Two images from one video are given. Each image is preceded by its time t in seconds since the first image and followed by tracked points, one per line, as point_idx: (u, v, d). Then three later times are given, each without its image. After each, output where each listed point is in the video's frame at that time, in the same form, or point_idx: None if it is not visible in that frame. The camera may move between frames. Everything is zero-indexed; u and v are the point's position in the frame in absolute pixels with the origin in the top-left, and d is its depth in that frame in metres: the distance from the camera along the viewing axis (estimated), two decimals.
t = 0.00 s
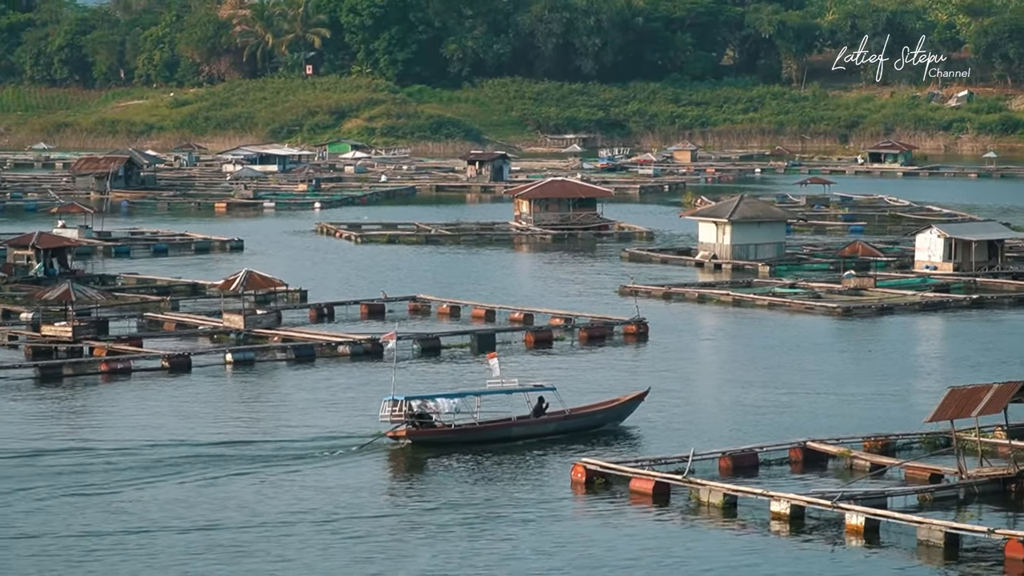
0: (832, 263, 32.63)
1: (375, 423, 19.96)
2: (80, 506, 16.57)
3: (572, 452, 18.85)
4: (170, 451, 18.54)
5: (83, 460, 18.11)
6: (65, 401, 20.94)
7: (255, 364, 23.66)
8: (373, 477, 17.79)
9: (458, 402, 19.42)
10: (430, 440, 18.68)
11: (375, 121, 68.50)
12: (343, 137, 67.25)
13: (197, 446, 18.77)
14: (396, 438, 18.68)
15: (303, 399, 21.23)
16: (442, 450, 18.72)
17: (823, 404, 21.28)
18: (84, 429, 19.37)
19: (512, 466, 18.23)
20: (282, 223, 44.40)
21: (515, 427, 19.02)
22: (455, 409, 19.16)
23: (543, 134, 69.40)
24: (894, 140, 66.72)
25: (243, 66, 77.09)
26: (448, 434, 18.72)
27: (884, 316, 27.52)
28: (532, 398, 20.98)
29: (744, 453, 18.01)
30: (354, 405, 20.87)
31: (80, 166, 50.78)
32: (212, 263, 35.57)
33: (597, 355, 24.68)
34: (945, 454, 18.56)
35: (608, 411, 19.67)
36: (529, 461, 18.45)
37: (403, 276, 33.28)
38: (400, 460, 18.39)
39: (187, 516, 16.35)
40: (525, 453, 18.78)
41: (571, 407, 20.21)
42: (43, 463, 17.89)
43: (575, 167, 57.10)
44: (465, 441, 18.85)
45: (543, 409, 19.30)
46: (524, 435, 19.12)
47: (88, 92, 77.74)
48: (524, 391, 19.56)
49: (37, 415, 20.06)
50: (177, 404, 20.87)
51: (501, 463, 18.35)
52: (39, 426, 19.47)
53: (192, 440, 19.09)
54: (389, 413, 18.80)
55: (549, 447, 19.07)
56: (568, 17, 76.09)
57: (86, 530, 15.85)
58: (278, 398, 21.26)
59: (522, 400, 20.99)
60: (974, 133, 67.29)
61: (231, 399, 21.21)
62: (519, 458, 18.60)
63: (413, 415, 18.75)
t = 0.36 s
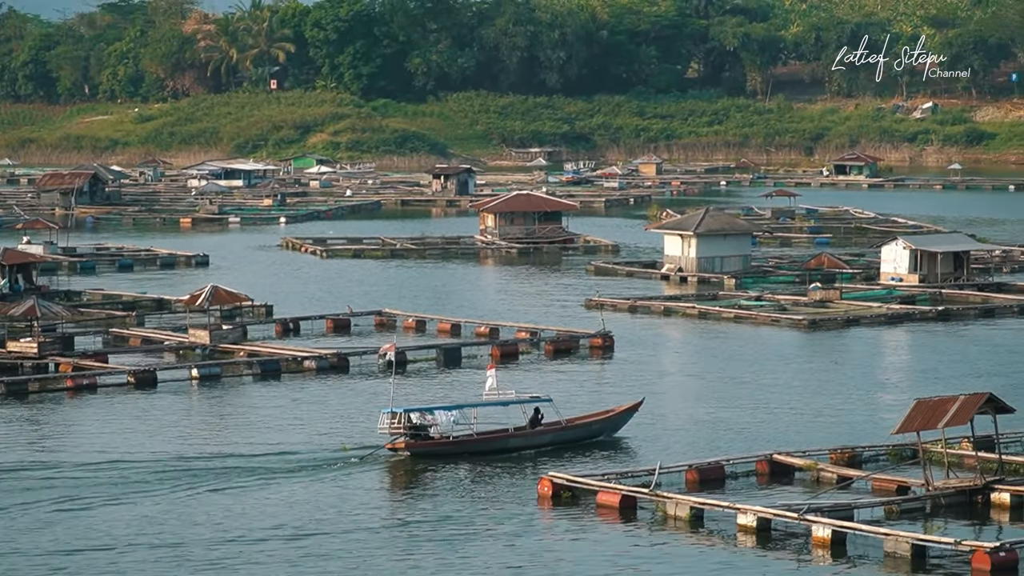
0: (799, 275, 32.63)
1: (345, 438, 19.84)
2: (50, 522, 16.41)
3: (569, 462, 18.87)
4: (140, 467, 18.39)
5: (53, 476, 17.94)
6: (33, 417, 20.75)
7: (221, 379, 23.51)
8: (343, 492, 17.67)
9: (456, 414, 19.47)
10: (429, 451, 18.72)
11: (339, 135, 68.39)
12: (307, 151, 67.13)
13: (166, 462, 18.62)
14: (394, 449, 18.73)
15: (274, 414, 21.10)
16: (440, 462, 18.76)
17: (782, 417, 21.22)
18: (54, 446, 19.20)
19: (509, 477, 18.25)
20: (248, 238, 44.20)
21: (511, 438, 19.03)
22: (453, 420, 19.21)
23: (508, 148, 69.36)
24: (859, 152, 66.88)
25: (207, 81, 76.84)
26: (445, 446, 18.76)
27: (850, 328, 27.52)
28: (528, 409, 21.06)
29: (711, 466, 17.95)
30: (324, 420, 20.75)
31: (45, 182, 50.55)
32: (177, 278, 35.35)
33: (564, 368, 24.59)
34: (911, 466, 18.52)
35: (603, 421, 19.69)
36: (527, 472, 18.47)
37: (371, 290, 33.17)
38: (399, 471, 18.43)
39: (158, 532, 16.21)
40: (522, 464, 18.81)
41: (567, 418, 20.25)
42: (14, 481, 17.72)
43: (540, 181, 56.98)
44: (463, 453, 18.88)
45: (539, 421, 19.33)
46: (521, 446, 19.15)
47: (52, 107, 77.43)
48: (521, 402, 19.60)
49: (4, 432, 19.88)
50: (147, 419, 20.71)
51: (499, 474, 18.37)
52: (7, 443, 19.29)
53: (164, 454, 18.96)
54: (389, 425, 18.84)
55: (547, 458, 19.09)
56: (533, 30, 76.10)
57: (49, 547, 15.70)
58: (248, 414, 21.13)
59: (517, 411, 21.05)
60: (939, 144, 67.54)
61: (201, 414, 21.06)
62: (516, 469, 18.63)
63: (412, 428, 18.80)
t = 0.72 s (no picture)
0: (771, 291, 32.63)
1: (319, 454, 19.73)
2: (21, 540, 16.25)
3: (570, 475, 18.91)
4: (113, 484, 18.25)
5: (24, 494, 17.79)
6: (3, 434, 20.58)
7: (193, 396, 23.36)
8: (315, 509, 17.56)
9: (458, 428, 19.51)
10: (433, 465, 18.76)
11: (310, 151, 68.25)
12: (279, 168, 66.97)
13: (138, 479, 18.48)
14: (397, 463, 18.79)
15: (247, 431, 20.98)
16: (443, 475, 18.80)
17: (743, 434, 21.08)
18: (24, 463, 19.03)
19: (510, 491, 18.28)
20: (220, 254, 44.01)
21: (513, 452, 19.09)
22: (455, 434, 19.27)
23: (479, 164, 69.33)
24: (831, 168, 67.03)
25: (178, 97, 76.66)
26: (448, 459, 18.80)
27: (822, 344, 27.49)
28: (525, 423, 21.12)
29: (683, 482, 17.89)
30: (297, 436, 20.62)
31: (16, 199, 50.31)
32: (148, 294, 35.16)
33: (536, 384, 24.51)
34: (884, 482, 18.48)
35: (604, 435, 19.73)
36: (528, 485, 18.51)
37: (343, 307, 33.04)
38: (402, 484, 18.47)
39: (131, 549, 16.07)
40: (525, 477, 18.85)
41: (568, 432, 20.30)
42: None
43: (512, 197, 56.95)
44: (466, 467, 18.93)
45: (541, 434, 19.38)
46: (523, 460, 19.20)
47: (23, 124, 77.23)
48: (522, 416, 19.65)
49: None
50: (119, 436, 20.57)
51: (501, 488, 18.43)
52: None
53: (133, 470, 18.85)
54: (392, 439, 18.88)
55: (549, 472, 19.14)
56: (504, 46, 76.15)
57: (15, 564, 15.56)
58: (220, 430, 21.00)
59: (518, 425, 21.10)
60: (911, 160, 67.70)
61: (174, 431, 20.91)
62: (519, 482, 18.68)
63: (416, 441, 18.84)
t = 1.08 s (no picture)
0: (748, 307, 32.65)
1: (297, 469, 19.67)
2: None
3: (577, 488, 18.97)
4: (90, 499, 18.16)
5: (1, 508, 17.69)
6: None
7: (169, 411, 23.25)
8: (290, 524, 17.49)
9: (465, 441, 19.60)
10: (440, 477, 18.84)
11: (287, 167, 68.14)
12: (256, 183, 66.83)
13: (115, 493, 18.40)
14: (404, 475, 18.90)
15: (225, 445, 20.90)
16: (451, 488, 18.87)
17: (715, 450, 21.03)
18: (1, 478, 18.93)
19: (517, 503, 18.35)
20: (197, 270, 43.86)
21: (519, 465, 19.17)
22: (462, 447, 19.38)
23: (457, 180, 69.27)
24: (809, 185, 67.10)
25: (156, 112, 76.44)
26: (455, 472, 18.88)
27: (799, 362, 27.48)
28: (529, 437, 21.21)
29: (660, 499, 17.84)
30: (275, 452, 20.55)
31: None
32: (124, 309, 35.04)
33: (512, 400, 24.45)
34: (860, 499, 18.44)
35: (607, 448, 19.81)
36: (536, 497, 18.58)
37: (321, 322, 32.95)
38: (409, 497, 18.54)
39: (108, 564, 16.00)
40: (532, 489, 18.93)
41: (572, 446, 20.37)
42: None
43: (489, 213, 56.91)
44: (473, 479, 19.01)
45: (546, 447, 19.45)
46: (530, 473, 19.26)
47: None
48: (527, 430, 19.74)
49: None
50: (96, 450, 20.49)
51: (509, 499, 18.50)
52: None
53: (109, 485, 18.77)
54: (398, 453, 19.06)
55: (555, 484, 19.21)
56: (482, 62, 76.22)
57: None
58: (198, 445, 20.92)
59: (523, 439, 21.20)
60: (889, 178, 67.87)
61: (151, 446, 20.82)
62: (526, 494, 18.75)
63: (422, 455, 18.99)
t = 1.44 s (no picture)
0: (722, 320, 32.68)
1: (273, 481, 19.60)
2: None
3: (578, 498, 19.09)
4: (64, 511, 18.06)
5: None
6: None
7: (144, 423, 23.13)
8: (265, 537, 17.41)
9: (471, 451, 19.71)
10: (445, 487, 18.98)
11: (262, 180, 68.03)
12: (231, 195, 66.64)
13: (91, 505, 18.31)
14: (410, 485, 19.06)
15: (201, 457, 20.81)
16: (455, 497, 18.99)
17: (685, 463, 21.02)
18: None
19: (519, 512, 18.46)
20: (172, 282, 43.70)
21: (522, 475, 19.29)
22: (467, 456, 19.50)
23: (432, 193, 69.21)
24: (784, 198, 67.29)
25: (131, 125, 76.23)
26: (459, 481, 19.00)
27: (772, 374, 27.54)
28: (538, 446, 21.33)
29: (635, 511, 17.81)
30: (251, 464, 20.47)
31: None
32: (98, 322, 34.88)
33: (488, 413, 24.40)
34: (834, 512, 18.45)
35: (610, 458, 19.93)
36: (537, 506, 18.69)
37: (296, 334, 32.87)
38: (414, 506, 18.66)
39: None
40: (534, 498, 19.05)
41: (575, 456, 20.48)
42: None
43: (464, 226, 56.91)
44: (477, 489, 19.15)
45: (548, 457, 19.57)
46: (533, 482, 19.37)
47: None
48: (530, 440, 19.86)
49: None
50: (73, 462, 20.38)
51: (513, 508, 18.62)
52: None
53: (84, 496, 18.66)
54: (403, 462, 19.17)
55: (557, 494, 19.32)
56: (457, 75, 76.31)
57: None
58: (175, 457, 20.82)
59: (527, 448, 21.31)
60: (864, 192, 68.14)
61: (127, 458, 20.71)
62: (528, 503, 18.87)
63: (427, 464, 19.09)
